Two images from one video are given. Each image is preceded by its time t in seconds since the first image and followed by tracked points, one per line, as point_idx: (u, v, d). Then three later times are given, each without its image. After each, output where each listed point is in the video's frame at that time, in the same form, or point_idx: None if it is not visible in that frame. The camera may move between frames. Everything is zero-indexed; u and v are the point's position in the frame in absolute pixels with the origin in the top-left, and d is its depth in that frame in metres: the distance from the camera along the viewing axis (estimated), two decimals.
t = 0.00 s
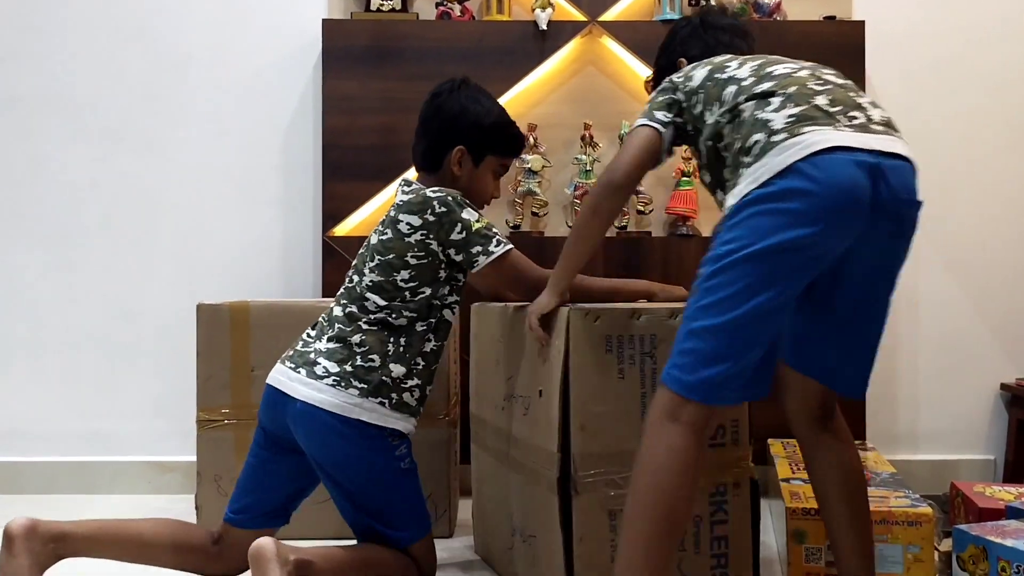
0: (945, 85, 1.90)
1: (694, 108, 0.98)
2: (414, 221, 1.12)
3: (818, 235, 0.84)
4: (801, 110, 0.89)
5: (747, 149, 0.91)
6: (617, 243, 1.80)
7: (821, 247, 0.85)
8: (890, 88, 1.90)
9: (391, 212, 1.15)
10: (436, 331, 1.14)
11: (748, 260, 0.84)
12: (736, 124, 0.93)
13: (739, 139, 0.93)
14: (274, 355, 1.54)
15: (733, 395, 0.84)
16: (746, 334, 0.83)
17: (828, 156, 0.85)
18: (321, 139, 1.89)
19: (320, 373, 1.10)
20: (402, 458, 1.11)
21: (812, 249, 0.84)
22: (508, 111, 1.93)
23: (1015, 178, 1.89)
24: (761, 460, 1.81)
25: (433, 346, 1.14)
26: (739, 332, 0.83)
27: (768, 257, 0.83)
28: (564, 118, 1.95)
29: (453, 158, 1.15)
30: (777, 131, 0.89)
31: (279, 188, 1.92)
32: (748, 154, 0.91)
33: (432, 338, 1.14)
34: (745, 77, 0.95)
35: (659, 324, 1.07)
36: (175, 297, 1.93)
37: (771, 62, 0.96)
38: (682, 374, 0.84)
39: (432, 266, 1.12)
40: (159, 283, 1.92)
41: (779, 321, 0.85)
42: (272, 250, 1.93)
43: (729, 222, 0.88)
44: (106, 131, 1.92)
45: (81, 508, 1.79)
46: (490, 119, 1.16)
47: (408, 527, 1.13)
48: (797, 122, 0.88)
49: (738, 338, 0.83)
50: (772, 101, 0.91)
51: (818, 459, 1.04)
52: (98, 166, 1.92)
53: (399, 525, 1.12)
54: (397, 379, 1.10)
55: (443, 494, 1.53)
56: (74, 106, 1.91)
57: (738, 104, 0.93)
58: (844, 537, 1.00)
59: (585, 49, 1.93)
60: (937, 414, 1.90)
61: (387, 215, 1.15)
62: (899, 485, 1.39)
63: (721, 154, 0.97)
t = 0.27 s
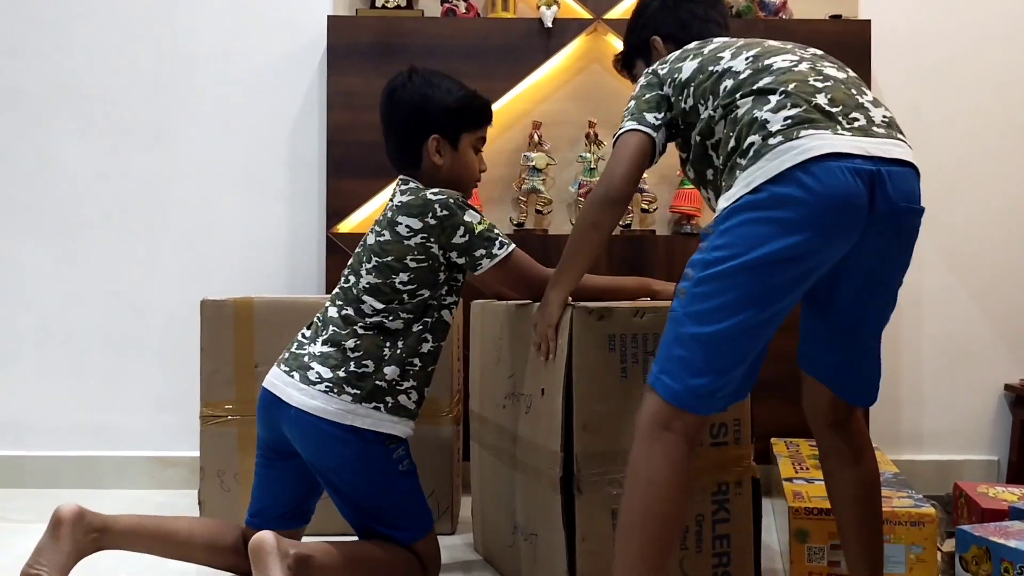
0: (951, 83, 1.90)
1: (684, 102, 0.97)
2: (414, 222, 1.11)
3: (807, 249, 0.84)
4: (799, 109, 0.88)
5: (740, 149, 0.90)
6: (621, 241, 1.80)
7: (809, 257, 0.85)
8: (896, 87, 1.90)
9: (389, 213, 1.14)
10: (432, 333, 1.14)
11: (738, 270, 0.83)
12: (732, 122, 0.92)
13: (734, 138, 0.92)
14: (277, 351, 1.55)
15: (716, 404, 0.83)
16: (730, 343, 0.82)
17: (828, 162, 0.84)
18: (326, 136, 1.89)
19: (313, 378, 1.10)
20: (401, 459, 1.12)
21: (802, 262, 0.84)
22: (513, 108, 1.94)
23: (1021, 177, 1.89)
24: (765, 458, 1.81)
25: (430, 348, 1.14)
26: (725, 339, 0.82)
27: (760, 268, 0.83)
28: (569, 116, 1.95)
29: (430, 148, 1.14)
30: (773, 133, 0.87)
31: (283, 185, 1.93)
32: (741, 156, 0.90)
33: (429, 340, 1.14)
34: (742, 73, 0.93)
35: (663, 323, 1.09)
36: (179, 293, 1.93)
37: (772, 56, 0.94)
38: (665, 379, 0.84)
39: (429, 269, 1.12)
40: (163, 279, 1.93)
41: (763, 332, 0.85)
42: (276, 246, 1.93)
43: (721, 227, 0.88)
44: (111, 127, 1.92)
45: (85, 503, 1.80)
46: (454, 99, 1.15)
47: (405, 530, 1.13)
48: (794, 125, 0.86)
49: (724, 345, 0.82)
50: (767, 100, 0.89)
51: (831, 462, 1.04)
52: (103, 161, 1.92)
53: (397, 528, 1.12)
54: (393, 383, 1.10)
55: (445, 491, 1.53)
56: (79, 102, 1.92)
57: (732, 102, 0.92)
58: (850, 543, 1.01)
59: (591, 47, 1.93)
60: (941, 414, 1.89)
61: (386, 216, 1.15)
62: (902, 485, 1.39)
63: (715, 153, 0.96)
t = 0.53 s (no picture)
0: (955, 83, 1.89)
1: (677, 105, 0.99)
2: (401, 201, 1.11)
3: (825, 244, 0.85)
4: (806, 106, 0.89)
5: (749, 147, 0.91)
6: (623, 240, 1.79)
7: (827, 252, 0.86)
8: (900, 86, 1.90)
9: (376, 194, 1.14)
10: (434, 317, 1.14)
11: (755, 270, 0.84)
12: (733, 124, 0.94)
13: (739, 138, 0.93)
14: (279, 347, 1.55)
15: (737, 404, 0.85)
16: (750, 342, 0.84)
17: (842, 157, 0.86)
18: (329, 133, 1.89)
19: (322, 372, 1.10)
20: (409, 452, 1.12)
21: (819, 257, 0.86)
22: (517, 105, 1.94)
23: None
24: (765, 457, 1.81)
25: (432, 332, 1.14)
26: (744, 339, 0.84)
27: (778, 266, 0.84)
28: (573, 114, 1.95)
29: (431, 131, 1.15)
30: (786, 130, 0.89)
31: (286, 182, 1.93)
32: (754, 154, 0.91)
33: (431, 325, 1.14)
34: (741, 77, 0.95)
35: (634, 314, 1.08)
36: (181, 289, 1.93)
37: (767, 61, 0.97)
38: (686, 381, 0.85)
39: (421, 249, 1.12)
40: (166, 275, 1.93)
41: (781, 329, 0.86)
42: (278, 243, 1.93)
43: (736, 226, 0.88)
44: (114, 123, 1.92)
45: (87, 498, 1.80)
46: (465, 90, 1.17)
47: (417, 522, 1.13)
48: (807, 121, 0.88)
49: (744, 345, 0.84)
50: (774, 100, 0.91)
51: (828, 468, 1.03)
52: (106, 157, 1.92)
53: (411, 520, 1.13)
54: (403, 373, 1.11)
55: (446, 488, 1.54)
56: (83, 97, 1.92)
57: (734, 105, 0.94)
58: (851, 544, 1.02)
59: (595, 45, 1.93)
60: (942, 414, 1.89)
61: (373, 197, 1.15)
62: (903, 485, 1.39)
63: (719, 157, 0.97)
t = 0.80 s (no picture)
0: (957, 80, 1.89)
1: (648, 117, 0.99)
2: (356, 194, 1.16)
3: (790, 243, 0.86)
4: (781, 109, 0.91)
5: (723, 149, 0.92)
6: (624, 236, 1.79)
7: (792, 251, 0.86)
8: (902, 83, 1.90)
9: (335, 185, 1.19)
10: (380, 315, 1.17)
11: (714, 266, 0.85)
12: (707, 130, 0.95)
13: (713, 143, 0.93)
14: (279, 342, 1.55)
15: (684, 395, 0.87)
16: (705, 335, 0.85)
17: (809, 157, 0.87)
18: (330, 128, 1.89)
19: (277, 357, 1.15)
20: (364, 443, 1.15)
21: (783, 257, 0.86)
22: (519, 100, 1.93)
23: None
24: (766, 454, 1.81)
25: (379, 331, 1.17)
26: (700, 332, 0.85)
27: (738, 264, 0.85)
28: (575, 109, 1.95)
29: (396, 132, 1.21)
30: (758, 129, 0.90)
31: (287, 177, 1.92)
32: (728, 154, 0.91)
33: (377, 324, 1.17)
34: (714, 85, 0.96)
35: (562, 307, 1.07)
36: (182, 284, 1.93)
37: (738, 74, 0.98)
38: (636, 371, 0.87)
39: (367, 244, 1.16)
40: (167, 269, 1.93)
41: (740, 325, 0.87)
42: (279, 238, 1.93)
43: (701, 221, 0.89)
44: (116, 117, 1.92)
45: (88, 493, 1.80)
46: (449, 106, 1.20)
47: (374, 517, 1.16)
48: (779, 121, 0.90)
49: (697, 338, 0.86)
50: (749, 104, 0.93)
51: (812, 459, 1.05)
52: (108, 151, 1.92)
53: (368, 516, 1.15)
54: (353, 367, 1.14)
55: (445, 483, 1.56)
56: (85, 91, 1.92)
57: (707, 112, 0.95)
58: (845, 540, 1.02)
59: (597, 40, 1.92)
60: (941, 412, 1.90)
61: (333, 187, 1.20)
62: (903, 482, 1.39)
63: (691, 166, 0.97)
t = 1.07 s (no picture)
0: (959, 77, 1.89)
1: (672, 138, 1.01)
2: (323, 199, 1.26)
3: (823, 251, 0.85)
4: (815, 116, 0.91)
5: (756, 155, 0.92)
6: (625, 232, 1.79)
7: (826, 259, 0.86)
8: (904, 80, 1.89)
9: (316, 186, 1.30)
10: (291, 304, 1.27)
11: (747, 272, 0.85)
12: (736, 143, 0.95)
13: (743, 154, 0.94)
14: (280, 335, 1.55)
15: (709, 397, 0.87)
16: (732, 342, 0.85)
17: (847, 162, 0.86)
18: (332, 122, 1.89)
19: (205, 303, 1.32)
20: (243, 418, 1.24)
21: (817, 264, 0.85)
22: (520, 96, 1.94)
23: None
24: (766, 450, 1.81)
25: (281, 315, 1.26)
26: (728, 339, 0.85)
27: (772, 270, 0.85)
28: (577, 105, 1.95)
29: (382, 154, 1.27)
30: (793, 135, 0.90)
31: (288, 171, 1.93)
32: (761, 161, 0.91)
33: (283, 309, 1.27)
34: (739, 102, 0.97)
35: (535, 305, 1.06)
36: (182, 277, 1.93)
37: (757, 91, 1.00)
38: (663, 373, 0.87)
39: (314, 244, 1.26)
40: (167, 262, 1.93)
41: (768, 333, 0.87)
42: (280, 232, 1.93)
43: (734, 226, 0.89)
44: (117, 109, 1.92)
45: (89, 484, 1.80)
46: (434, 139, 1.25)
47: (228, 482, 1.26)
48: (812, 128, 0.90)
49: (725, 344, 0.85)
50: (778, 112, 0.93)
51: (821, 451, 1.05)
52: (109, 143, 1.92)
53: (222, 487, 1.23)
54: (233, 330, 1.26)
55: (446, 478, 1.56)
56: (86, 83, 1.91)
57: (734, 126, 0.95)
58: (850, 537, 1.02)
59: (600, 36, 1.92)
60: (941, 409, 1.90)
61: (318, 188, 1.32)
62: (904, 479, 1.40)
63: (721, 180, 0.97)
